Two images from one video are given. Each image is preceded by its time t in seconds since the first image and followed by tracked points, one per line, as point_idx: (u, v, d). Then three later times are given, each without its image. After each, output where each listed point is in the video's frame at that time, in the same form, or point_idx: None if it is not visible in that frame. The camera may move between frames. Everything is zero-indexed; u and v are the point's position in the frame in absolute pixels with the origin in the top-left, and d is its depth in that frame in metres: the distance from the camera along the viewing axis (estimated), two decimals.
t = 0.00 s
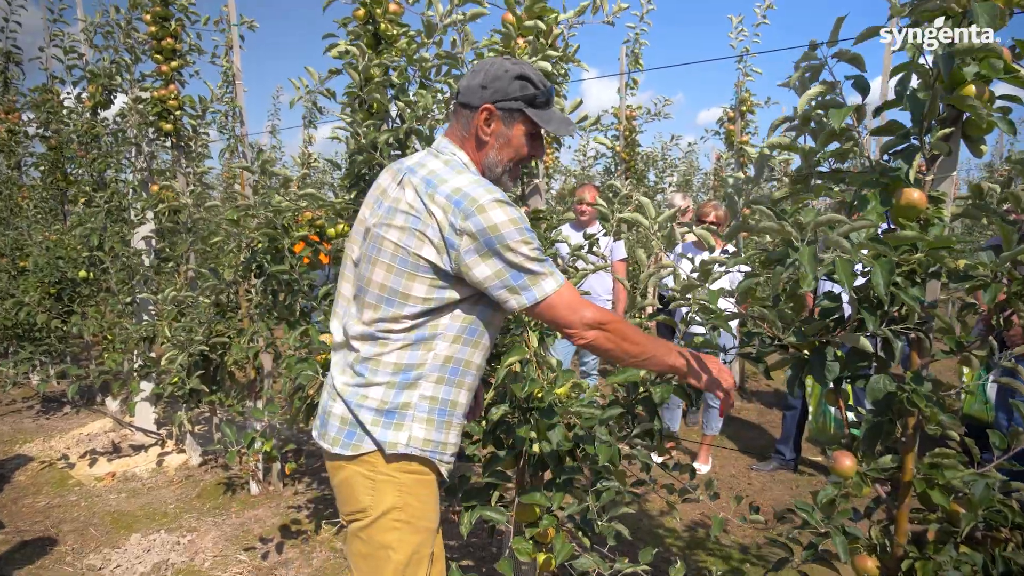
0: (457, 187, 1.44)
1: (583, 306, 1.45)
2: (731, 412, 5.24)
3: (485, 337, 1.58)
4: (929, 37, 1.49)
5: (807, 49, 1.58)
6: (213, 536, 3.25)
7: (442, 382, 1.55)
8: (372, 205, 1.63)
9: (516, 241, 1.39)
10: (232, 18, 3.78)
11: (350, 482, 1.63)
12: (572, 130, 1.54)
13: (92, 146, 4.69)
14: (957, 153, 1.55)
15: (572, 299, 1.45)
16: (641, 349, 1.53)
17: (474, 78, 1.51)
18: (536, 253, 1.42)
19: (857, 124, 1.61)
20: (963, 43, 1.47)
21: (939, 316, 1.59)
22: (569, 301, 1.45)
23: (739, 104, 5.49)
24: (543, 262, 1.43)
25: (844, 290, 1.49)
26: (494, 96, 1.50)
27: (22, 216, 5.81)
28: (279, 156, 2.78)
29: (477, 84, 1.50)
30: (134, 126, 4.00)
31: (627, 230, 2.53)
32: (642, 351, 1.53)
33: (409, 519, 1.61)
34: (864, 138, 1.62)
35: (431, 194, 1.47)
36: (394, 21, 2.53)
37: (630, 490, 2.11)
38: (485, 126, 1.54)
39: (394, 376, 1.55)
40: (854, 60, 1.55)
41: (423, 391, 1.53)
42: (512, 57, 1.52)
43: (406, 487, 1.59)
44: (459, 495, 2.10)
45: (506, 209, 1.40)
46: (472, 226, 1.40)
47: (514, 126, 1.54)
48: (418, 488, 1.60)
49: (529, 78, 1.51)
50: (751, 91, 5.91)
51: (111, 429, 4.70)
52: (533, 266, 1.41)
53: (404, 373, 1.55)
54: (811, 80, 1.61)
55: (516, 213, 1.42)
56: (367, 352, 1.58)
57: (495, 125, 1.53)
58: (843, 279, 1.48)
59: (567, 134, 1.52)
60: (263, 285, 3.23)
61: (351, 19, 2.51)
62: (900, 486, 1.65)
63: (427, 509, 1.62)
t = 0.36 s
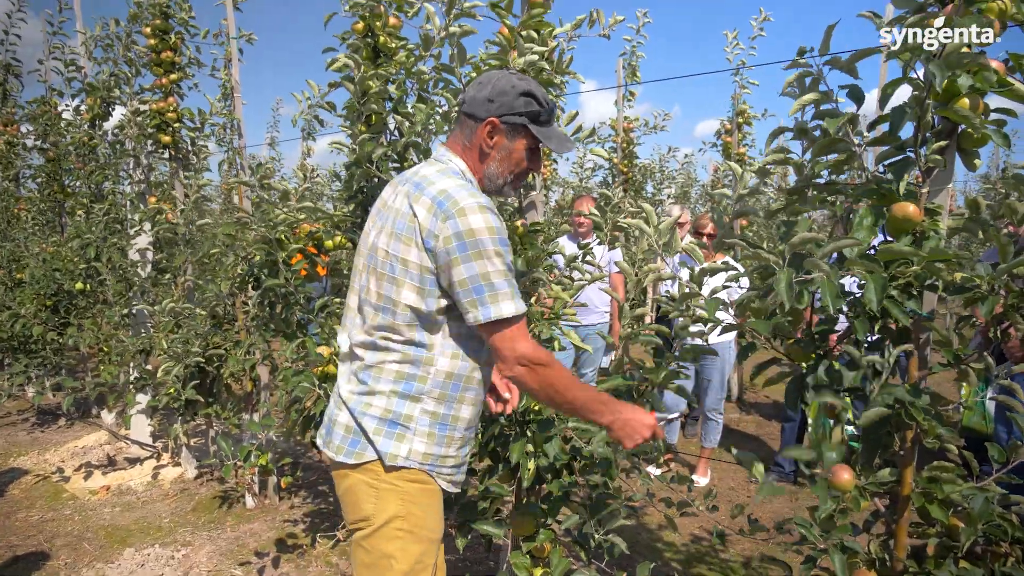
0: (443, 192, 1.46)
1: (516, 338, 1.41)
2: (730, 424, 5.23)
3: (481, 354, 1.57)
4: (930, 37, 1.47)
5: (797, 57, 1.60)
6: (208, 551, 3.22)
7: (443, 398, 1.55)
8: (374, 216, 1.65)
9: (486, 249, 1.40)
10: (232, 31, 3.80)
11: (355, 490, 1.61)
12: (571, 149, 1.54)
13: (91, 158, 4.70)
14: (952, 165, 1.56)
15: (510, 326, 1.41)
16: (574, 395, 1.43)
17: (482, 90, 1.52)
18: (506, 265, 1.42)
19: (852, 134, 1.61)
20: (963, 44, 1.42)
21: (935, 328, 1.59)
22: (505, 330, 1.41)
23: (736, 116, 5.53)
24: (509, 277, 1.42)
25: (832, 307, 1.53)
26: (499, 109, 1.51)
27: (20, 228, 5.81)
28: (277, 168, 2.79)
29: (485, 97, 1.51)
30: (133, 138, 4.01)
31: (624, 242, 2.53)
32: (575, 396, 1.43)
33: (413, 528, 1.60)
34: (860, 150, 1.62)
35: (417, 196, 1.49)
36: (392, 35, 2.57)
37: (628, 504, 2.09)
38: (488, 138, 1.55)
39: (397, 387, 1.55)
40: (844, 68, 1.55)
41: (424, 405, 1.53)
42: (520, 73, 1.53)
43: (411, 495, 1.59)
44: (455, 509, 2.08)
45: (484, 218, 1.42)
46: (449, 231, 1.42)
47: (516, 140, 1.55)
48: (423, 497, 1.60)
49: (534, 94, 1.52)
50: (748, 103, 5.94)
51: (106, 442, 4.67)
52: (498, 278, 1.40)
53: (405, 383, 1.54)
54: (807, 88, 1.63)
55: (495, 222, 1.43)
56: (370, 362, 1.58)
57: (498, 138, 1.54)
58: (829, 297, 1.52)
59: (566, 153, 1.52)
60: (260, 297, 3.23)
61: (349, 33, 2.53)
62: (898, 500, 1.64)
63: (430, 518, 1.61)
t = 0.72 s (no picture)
0: (407, 192, 1.53)
1: (375, 341, 1.38)
2: (727, 433, 5.22)
3: (454, 362, 1.58)
4: (930, 36, 1.48)
5: (800, 62, 1.58)
6: (202, 562, 3.20)
7: (422, 409, 1.58)
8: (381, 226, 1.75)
9: (403, 243, 1.43)
10: (229, 42, 3.83)
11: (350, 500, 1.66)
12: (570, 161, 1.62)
13: (88, 167, 4.72)
14: (945, 176, 1.57)
15: (377, 329, 1.38)
16: (348, 441, 1.34)
17: (483, 105, 1.56)
18: (415, 267, 1.41)
19: (846, 145, 1.62)
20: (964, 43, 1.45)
21: (929, 338, 1.60)
22: (370, 327, 1.39)
23: (732, 127, 5.56)
24: (409, 281, 1.40)
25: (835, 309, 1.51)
26: (502, 124, 1.55)
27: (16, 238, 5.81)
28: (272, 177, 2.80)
29: (488, 112, 1.55)
30: (131, 148, 4.03)
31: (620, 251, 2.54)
32: (346, 442, 1.34)
33: (403, 541, 1.61)
34: (853, 159, 1.63)
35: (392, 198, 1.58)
36: (389, 46, 2.60)
37: (623, 514, 2.08)
38: (491, 152, 1.59)
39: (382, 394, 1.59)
40: (845, 75, 1.55)
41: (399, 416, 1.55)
42: (518, 88, 1.59)
43: (402, 508, 1.61)
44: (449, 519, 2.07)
45: (422, 215, 1.44)
46: (389, 226, 1.48)
47: (518, 153, 1.60)
48: (416, 509, 1.62)
49: (534, 109, 1.58)
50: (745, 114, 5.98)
51: (101, 452, 4.65)
52: (394, 275, 1.40)
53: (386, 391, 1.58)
54: (801, 98, 1.63)
55: (432, 224, 1.45)
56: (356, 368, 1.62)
57: (501, 152, 1.58)
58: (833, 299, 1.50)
59: (566, 164, 1.60)
60: (256, 306, 3.23)
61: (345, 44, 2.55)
62: (893, 511, 1.64)
63: (422, 531, 1.63)
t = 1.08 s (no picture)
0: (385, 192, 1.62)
1: (315, 318, 1.42)
2: (724, 439, 5.23)
3: (396, 370, 1.62)
4: (929, 37, 1.49)
5: (792, 73, 1.58)
6: (199, 567, 3.20)
7: (363, 408, 1.63)
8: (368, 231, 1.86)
9: (359, 231, 1.48)
10: (228, 49, 3.86)
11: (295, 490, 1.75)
12: (576, 190, 1.63)
13: (87, 174, 4.74)
14: (934, 182, 1.59)
15: (321, 307, 1.42)
16: (295, 416, 1.38)
17: (495, 127, 1.58)
18: (365, 255, 1.46)
19: (839, 152, 1.64)
20: (965, 43, 1.46)
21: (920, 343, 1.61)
22: (316, 305, 1.43)
23: (729, 134, 5.61)
24: (358, 267, 1.45)
25: (822, 322, 1.52)
26: (512, 147, 1.58)
27: (14, 243, 5.82)
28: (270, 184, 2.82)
29: (499, 134, 1.57)
30: (129, 154, 4.04)
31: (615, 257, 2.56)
32: (295, 418, 1.38)
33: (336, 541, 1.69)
34: (845, 166, 1.65)
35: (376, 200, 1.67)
36: (386, 53, 2.63)
37: (618, 518, 2.10)
38: (498, 174, 1.61)
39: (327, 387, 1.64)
40: (837, 84, 1.54)
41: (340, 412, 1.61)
42: (530, 115, 1.62)
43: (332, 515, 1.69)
44: (445, 523, 2.08)
45: (383, 208, 1.52)
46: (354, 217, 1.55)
47: (525, 178, 1.62)
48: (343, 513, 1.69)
49: (544, 136, 1.61)
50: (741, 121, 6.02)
51: (99, 457, 4.65)
52: (344, 259, 1.44)
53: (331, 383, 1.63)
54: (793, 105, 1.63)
55: (391, 218, 1.52)
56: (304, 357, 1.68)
57: (509, 175, 1.61)
58: (819, 313, 1.52)
59: (572, 193, 1.61)
60: (254, 312, 3.25)
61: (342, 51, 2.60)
62: (884, 513, 1.66)
63: (355, 533, 1.71)
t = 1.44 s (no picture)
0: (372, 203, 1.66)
1: (299, 332, 1.48)
2: (720, 440, 5.27)
3: (367, 381, 1.64)
4: (930, 37, 1.50)
5: (782, 81, 1.61)
6: (198, 566, 3.23)
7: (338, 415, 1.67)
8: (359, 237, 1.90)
9: (342, 244, 1.52)
10: (227, 53, 3.89)
11: (269, 497, 1.83)
12: (564, 207, 1.61)
13: (86, 176, 4.77)
14: (922, 186, 1.63)
15: (306, 321, 1.48)
16: (314, 424, 1.48)
17: (482, 142, 1.60)
18: (347, 269, 1.50)
19: (830, 158, 1.68)
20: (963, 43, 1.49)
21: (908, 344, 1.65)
22: (298, 320, 1.49)
23: (724, 136, 5.65)
24: (339, 282, 1.49)
25: (812, 319, 1.56)
26: (498, 161, 1.58)
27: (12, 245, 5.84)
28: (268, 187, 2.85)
29: (485, 148, 1.58)
30: (128, 157, 4.06)
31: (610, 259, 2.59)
32: (314, 426, 1.48)
33: (304, 548, 1.74)
34: (835, 172, 1.69)
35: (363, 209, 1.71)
36: (383, 57, 2.67)
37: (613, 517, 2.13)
38: (484, 188, 1.62)
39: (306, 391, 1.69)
40: (827, 93, 1.57)
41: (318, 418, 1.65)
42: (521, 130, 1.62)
43: (313, 521, 1.71)
44: (442, 522, 2.11)
45: (365, 221, 1.55)
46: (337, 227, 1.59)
47: (511, 193, 1.61)
48: (325, 524, 1.71)
49: (533, 151, 1.60)
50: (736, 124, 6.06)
51: (97, 458, 4.67)
52: (325, 274, 1.48)
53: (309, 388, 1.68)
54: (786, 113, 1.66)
55: (373, 231, 1.55)
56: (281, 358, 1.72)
57: (494, 190, 1.61)
58: (809, 311, 1.56)
59: (559, 210, 1.59)
60: (253, 314, 3.29)
61: (339, 54, 2.65)
62: (873, 512, 1.69)
63: (331, 545, 1.73)
